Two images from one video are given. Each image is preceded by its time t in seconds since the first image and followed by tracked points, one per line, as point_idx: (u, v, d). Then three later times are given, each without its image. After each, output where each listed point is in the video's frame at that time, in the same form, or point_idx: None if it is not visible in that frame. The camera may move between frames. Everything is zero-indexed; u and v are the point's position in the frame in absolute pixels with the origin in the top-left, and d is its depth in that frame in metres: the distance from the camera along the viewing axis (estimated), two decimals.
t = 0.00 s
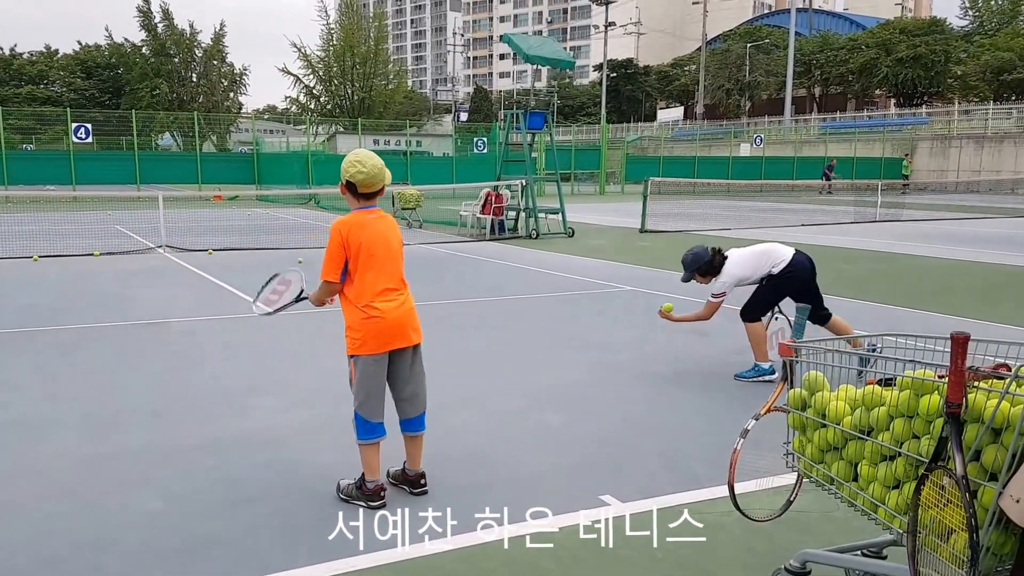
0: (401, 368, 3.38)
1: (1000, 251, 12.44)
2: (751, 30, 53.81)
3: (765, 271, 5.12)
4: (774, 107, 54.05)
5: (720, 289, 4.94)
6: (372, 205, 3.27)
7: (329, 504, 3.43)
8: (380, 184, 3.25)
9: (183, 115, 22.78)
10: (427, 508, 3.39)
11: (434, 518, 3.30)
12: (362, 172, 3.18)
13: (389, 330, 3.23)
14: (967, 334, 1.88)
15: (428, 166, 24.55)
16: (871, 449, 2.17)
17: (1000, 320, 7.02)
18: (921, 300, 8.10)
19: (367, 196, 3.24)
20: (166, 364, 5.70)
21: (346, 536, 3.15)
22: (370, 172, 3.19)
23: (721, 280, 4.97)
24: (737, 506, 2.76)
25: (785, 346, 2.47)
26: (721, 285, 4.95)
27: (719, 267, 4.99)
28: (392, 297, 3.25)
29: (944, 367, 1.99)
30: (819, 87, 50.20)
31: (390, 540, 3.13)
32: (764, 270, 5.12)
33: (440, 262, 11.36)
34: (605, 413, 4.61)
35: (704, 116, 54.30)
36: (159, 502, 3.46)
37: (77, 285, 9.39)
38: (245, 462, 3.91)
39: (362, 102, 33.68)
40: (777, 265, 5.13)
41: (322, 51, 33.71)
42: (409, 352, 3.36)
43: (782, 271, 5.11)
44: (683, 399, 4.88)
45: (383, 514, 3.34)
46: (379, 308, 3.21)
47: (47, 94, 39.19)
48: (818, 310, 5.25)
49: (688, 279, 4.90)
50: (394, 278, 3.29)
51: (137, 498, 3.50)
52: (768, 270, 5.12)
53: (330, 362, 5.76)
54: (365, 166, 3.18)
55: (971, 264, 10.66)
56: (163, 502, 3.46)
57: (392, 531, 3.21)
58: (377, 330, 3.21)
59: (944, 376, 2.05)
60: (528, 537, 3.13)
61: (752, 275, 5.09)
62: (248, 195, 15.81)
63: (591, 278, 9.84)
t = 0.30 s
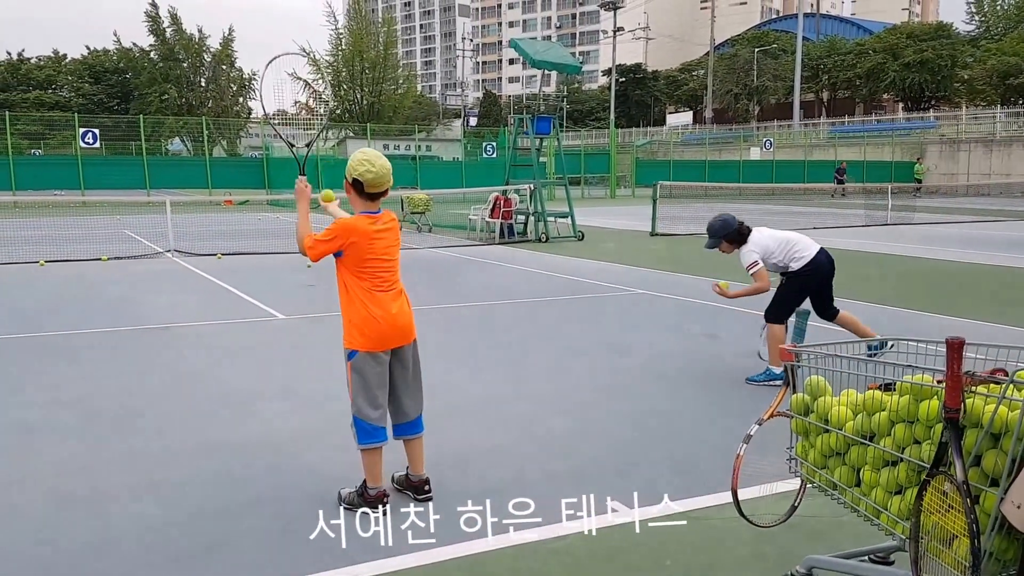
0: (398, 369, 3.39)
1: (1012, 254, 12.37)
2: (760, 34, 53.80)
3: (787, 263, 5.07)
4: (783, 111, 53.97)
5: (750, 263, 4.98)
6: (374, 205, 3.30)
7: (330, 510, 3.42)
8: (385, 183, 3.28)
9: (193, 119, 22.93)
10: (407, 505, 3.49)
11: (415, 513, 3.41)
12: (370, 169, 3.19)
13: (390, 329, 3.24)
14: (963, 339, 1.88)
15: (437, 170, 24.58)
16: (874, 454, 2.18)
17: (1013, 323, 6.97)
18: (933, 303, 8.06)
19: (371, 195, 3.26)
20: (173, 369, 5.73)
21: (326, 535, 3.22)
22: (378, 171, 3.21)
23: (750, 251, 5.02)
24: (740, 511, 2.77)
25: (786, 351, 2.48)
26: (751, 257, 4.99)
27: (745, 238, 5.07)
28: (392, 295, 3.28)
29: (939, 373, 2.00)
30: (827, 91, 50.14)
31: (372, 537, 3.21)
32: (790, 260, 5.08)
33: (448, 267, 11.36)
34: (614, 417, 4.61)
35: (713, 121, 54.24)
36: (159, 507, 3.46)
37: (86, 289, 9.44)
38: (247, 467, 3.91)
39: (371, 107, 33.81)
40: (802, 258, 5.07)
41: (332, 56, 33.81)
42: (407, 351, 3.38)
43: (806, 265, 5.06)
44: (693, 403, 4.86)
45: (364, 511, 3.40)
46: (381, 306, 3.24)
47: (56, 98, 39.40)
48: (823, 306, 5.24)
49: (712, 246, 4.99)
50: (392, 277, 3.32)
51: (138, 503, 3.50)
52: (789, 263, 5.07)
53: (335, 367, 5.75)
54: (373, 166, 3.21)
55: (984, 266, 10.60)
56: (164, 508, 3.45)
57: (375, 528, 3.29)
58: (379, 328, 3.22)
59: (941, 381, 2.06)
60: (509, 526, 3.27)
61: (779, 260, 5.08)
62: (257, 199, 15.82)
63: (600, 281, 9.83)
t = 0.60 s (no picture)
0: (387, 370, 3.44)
1: (1019, 256, 12.33)
2: (765, 37, 53.83)
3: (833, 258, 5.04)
4: (788, 114, 53.89)
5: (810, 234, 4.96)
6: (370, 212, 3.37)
7: (333, 520, 3.39)
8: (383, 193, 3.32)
9: (198, 123, 23.01)
10: (397, 499, 3.58)
11: (403, 507, 3.51)
12: (368, 182, 3.23)
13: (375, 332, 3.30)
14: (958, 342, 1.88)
15: (445, 173, 24.54)
16: (874, 458, 2.17)
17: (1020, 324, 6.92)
18: (939, 304, 8.02)
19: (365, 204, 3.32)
20: (176, 375, 5.73)
21: (313, 530, 3.31)
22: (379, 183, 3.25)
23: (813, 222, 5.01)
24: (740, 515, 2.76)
25: (782, 354, 2.46)
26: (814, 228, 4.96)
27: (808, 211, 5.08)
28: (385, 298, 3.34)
29: (937, 375, 2.00)
30: (833, 94, 50.10)
31: (360, 532, 3.30)
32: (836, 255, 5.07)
33: (453, 270, 11.34)
34: (619, 421, 4.59)
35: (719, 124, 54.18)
36: (158, 516, 3.43)
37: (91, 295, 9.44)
38: (248, 475, 3.89)
39: (378, 111, 33.82)
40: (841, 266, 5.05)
41: (338, 60, 33.78)
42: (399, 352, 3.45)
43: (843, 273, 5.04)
44: (698, 407, 4.83)
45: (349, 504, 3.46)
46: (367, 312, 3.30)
47: (61, 103, 39.39)
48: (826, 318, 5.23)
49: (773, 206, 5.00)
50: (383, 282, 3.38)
51: (136, 512, 3.47)
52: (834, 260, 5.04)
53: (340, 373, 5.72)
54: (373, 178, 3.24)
55: (990, 268, 10.56)
56: (163, 517, 3.43)
57: (363, 523, 3.37)
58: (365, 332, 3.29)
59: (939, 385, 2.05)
60: (502, 521, 3.36)
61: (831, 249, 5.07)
62: (262, 203, 15.75)
63: (606, 285, 9.81)
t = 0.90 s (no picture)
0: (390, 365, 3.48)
1: (1013, 258, 12.37)
2: (761, 41, 54.04)
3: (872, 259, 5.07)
4: (784, 116, 54.06)
5: (860, 225, 4.96)
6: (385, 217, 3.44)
7: (327, 525, 3.36)
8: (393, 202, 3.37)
9: (193, 127, 22.87)
10: (388, 495, 3.63)
11: (391, 504, 3.54)
12: (372, 193, 3.29)
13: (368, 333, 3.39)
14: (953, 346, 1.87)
15: (442, 176, 24.51)
16: (866, 462, 2.18)
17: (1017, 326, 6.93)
18: (930, 306, 8.08)
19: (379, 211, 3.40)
20: (167, 378, 5.70)
21: (302, 524, 3.38)
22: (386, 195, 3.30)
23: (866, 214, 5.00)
24: (733, 519, 2.76)
25: (776, 357, 2.47)
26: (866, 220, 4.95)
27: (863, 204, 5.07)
28: (386, 301, 3.40)
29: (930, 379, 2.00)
30: (828, 97, 50.26)
31: (347, 527, 3.34)
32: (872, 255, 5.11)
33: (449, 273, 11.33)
34: (615, 425, 4.56)
35: (715, 127, 54.30)
36: (148, 522, 3.40)
37: (85, 299, 9.43)
38: (241, 480, 3.86)
39: (375, 114, 33.85)
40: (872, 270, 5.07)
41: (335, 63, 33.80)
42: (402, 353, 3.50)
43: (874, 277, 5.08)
44: (695, 411, 4.80)
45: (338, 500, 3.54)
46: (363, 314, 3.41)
47: (58, 107, 39.33)
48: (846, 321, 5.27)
49: (838, 185, 4.97)
50: (389, 285, 3.43)
51: (127, 518, 3.43)
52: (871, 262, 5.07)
53: (335, 378, 5.69)
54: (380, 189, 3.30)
55: (985, 270, 10.58)
56: (154, 522, 3.39)
57: (351, 518, 3.41)
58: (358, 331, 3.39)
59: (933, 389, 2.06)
60: (489, 522, 3.37)
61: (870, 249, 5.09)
62: (258, 207, 15.62)
63: (602, 288, 9.83)
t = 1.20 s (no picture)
0: (380, 367, 3.44)
1: (998, 258, 12.43)
2: (749, 42, 54.26)
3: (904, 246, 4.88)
4: (770, 118, 54.31)
5: (886, 210, 4.82)
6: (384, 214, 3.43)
7: (316, 530, 3.32)
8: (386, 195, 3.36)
9: (180, 129, 22.69)
10: (382, 495, 3.63)
11: (388, 504, 3.55)
12: (358, 186, 3.32)
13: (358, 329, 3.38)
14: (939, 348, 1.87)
15: (431, 178, 24.46)
16: (849, 465, 2.18)
17: (1006, 327, 6.94)
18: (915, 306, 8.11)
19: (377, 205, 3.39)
20: (150, 384, 5.64)
21: (300, 523, 3.38)
22: (372, 187, 3.31)
23: (901, 202, 4.83)
24: (717, 522, 2.76)
25: (760, 359, 2.45)
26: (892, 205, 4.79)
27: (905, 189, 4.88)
28: (378, 297, 3.37)
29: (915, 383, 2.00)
30: (815, 98, 50.50)
31: (345, 526, 3.35)
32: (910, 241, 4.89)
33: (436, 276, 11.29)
34: (601, 428, 4.54)
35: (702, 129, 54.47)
36: (133, 528, 3.35)
37: (68, 304, 9.34)
38: (227, 486, 3.81)
39: (363, 117, 33.75)
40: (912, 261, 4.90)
41: (323, 66, 33.70)
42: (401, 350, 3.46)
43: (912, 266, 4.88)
44: (682, 413, 4.79)
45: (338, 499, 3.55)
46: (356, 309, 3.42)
47: (44, 111, 38.99)
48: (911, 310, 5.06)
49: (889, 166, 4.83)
50: (383, 281, 3.40)
51: (107, 525, 3.37)
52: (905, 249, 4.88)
53: (322, 382, 5.64)
54: (367, 182, 3.32)
55: (970, 270, 10.63)
56: (138, 529, 3.33)
57: (349, 519, 3.43)
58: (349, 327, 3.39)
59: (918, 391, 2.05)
60: (484, 523, 3.36)
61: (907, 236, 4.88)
62: (246, 211, 15.29)
63: (589, 289, 9.82)
